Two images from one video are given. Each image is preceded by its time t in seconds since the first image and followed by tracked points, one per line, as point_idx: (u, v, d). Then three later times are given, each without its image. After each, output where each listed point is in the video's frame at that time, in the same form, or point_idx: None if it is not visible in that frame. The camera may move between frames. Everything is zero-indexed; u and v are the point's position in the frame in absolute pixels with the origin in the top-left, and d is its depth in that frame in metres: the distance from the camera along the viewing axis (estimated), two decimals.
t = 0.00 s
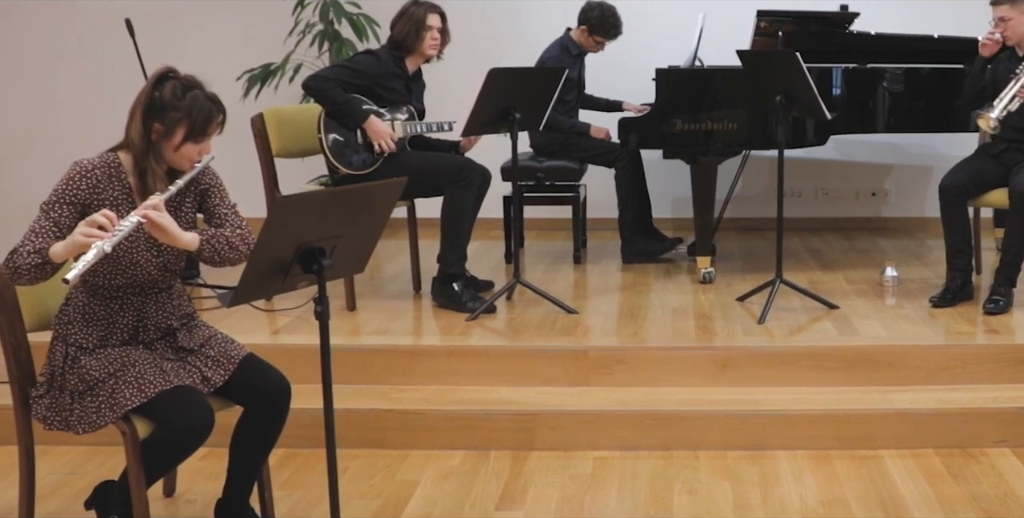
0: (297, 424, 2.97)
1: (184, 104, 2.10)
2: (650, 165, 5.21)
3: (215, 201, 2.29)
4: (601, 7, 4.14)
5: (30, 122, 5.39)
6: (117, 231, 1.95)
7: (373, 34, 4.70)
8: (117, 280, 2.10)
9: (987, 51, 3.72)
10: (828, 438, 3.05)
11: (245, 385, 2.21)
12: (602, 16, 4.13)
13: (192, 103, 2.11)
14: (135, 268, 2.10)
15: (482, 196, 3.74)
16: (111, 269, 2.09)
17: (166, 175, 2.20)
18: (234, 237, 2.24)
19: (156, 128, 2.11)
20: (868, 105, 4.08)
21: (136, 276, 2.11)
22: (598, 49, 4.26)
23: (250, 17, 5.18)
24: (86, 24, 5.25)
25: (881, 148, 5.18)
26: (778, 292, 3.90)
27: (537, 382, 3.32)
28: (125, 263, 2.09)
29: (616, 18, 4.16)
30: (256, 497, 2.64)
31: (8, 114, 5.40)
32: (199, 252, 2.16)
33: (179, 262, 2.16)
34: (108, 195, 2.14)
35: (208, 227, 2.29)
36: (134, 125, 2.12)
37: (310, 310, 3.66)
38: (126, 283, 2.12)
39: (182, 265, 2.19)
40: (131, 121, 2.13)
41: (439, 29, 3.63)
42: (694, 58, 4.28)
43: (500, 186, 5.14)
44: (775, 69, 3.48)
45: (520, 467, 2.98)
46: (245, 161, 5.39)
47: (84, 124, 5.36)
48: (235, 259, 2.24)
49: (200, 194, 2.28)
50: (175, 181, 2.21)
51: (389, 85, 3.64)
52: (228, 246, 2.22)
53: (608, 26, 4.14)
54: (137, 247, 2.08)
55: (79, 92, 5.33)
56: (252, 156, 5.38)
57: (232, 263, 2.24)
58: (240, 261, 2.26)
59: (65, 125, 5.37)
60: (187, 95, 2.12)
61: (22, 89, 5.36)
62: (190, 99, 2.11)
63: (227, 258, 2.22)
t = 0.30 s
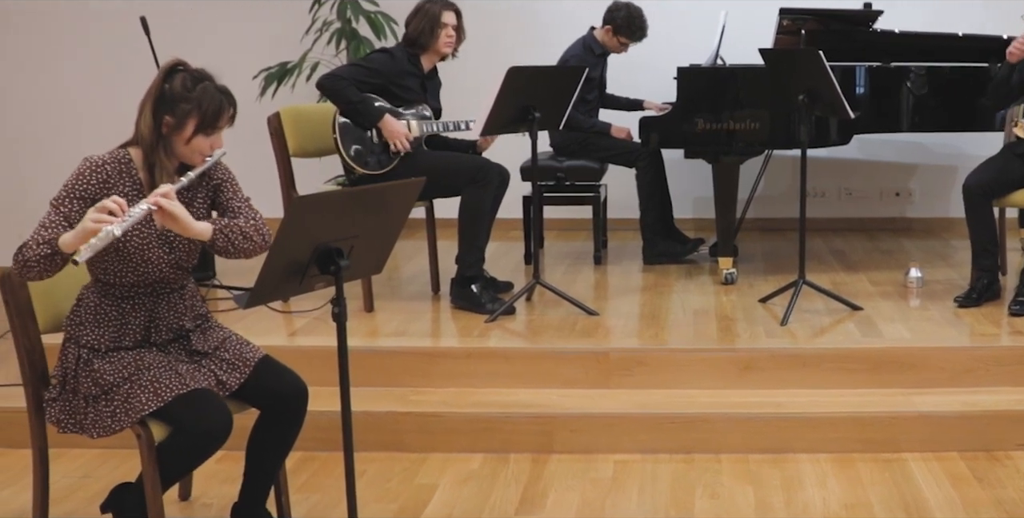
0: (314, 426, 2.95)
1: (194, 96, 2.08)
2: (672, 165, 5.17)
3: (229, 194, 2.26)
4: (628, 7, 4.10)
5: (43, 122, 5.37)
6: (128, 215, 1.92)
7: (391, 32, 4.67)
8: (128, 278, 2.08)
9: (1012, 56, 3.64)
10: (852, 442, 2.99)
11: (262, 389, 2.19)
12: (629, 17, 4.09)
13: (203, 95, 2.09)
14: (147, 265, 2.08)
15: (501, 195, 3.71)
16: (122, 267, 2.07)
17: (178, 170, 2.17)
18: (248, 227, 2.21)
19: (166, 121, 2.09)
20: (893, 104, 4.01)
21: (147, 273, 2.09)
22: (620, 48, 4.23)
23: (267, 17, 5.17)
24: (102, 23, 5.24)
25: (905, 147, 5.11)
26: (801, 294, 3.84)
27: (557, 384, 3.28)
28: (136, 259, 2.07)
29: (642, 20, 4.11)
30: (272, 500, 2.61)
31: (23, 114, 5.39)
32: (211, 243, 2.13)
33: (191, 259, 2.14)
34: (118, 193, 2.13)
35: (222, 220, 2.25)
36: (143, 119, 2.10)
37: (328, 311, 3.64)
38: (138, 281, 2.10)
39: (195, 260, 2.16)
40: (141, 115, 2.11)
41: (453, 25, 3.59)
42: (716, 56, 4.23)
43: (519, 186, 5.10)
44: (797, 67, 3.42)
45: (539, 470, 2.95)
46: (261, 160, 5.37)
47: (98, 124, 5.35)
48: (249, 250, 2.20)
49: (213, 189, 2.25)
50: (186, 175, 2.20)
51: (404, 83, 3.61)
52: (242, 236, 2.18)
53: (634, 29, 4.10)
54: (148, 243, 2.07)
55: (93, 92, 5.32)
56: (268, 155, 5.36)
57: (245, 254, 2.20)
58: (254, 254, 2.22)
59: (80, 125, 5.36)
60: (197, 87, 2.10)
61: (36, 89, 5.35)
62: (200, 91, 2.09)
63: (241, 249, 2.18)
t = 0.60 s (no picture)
0: (324, 429, 2.92)
1: (186, 84, 2.07)
2: (687, 164, 5.12)
3: (227, 185, 2.22)
4: (646, 6, 4.06)
5: (49, 121, 5.36)
6: (118, 191, 1.89)
7: (402, 29, 4.64)
8: (128, 274, 2.06)
9: None
10: (870, 445, 2.94)
11: (272, 392, 2.18)
12: (646, 15, 4.04)
13: (195, 82, 2.08)
14: (146, 260, 2.06)
15: (514, 195, 3.67)
16: (121, 262, 2.05)
17: (175, 161, 2.15)
18: (246, 211, 2.16)
19: (159, 110, 2.08)
20: (911, 103, 3.95)
21: (147, 268, 2.07)
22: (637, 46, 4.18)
23: (278, 15, 5.16)
24: (109, 23, 5.24)
25: (923, 146, 5.05)
26: (818, 295, 3.79)
27: (571, 386, 3.24)
28: (135, 254, 2.05)
29: (659, 18, 4.07)
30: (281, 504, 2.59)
31: (23, 113, 5.36)
32: (208, 224, 2.07)
33: (191, 254, 2.12)
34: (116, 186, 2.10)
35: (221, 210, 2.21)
36: (137, 109, 2.09)
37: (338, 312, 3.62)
38: (138, 277, 2.07)
39: (197, 255, 2.14)
40: (135, 106, 2.10)
41: (469, 23, 3.56)
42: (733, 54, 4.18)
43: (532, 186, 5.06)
44: (813, 65, 3.37)
45: (553, 474, 2.91)
46: (269, 157, 5.36)
47: (104, 122, 5.34)
48: (247, 234, 2.14)
49: (212, 180, 2.22)
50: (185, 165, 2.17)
51: (417, 82, 3.58)
52: (240, 219, 2.13)
53: (649, 27, 4.06)
54: (146, 237, 2.05)
55: (100, 91, 5.31)
56: (277, 152, 5.35)
57: (244, 239, 2.14)
58: (253, 238, 2.16)
59: (86, 124, 5.35)
60: (189, 75, 2.09)
61: (42, 88, 5.33)
62: (192, 78, 2.08)
63: (239, 232, 2.12)
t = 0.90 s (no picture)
0: (328, 433, 2.89)
1: (176, 78, 2.05)
2: (697, 164, 5.08)
3: (222, 191, 2.18)
4: None
5: (50, 121, 5.34)
6: (104, 185, 1.87)
7: (408, 26, 4.61)
8: (124, 275, 2.04)
9: None
10: (883, 448, 2.90)
11: (272, 394, 2.15)
12: (655, 8, 4.00)
13: (185, 76, 2.06)
14: (142, 261, 2.03)
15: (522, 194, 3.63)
16: (116, 263, 2.02)
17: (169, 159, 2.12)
18: (237, 212, 2.13)
19: (149, 107, 2.05)
20: (925, 101, 3.89)
21: (143, 269, 2.04)
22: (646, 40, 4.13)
23: (284, 13, 5.13)
24: (110, 22, 5.22)
25: (937, 145, 4.99)
26: (831, 296, 3.74)
27: (580, 389, 3.20)
28: (129, 255, 2.02)
29: (668, 11, 4.03)
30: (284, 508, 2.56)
31: (23, 113, 5.35)
32: (198, 220, 2.03)
33: (188, 256, 2.10)
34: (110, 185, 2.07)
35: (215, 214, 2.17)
36: (128, 107, 2.07)
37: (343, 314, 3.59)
38: (134, 278, 2.05)
39: (194, 257, 2.12)
40: (127, 103, 2.08)
41: (478, 19, 3.54)
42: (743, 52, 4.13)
43: (540, 186, 5.03)
44: (825, 62, 3.32)
45: (561, 478, 2.87)
46: (273, 157, 5.33)
47: (105, 122, 5.33)
48: (236, 235, 2.11)
49: (207, 183, 2.18)
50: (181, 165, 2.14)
51: (423, 80, 3.54)
52: (230, 219, 2.09)
53: (658, 20, 4.01)
54: (140, 237, 2.02)
55: (101, 90, 5.30)
56: (280, 152, 5.32)
57: (233, 239, 2.10)
58: (242, 239, 2.13)
59: (87, 124, 5.33)
60: (178, 70, 2.07)
61: (42, 88, 5.32)
62: (183, 73, 2.06)
63: (229, 232, 2.09)
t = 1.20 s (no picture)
0: (332, 437, 2.86)
1: (205, 96, 2.01)
2: (707, 163, 5.03)
3: (237, 210, 2.16)
4: None
5: (52, 122, 5.34)
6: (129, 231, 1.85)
7: (413, 23, 4.58)
8: (134, 280, 2.01)
9: None
10: (896, 452, 2.85)
11: (275, 395, 2.12)
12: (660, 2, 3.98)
13: (213, 95, 2.02)
14: (155, 268, 2.01)
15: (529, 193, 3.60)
16: (128, 269, 2.00)
17: (184, 167, 2.10)
18: (252, 248, 2.10)
19: (175, 121, 2.02)
20: (940, 100, 3.84)
21: (154, 276, 2.02)
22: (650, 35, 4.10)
23: (291, 13, 5.11)
24: (110, 21, 5.20)
25: (951, 144, 4.94)
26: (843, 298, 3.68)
27: (588, 392, 3.16)
28: (142, 262, 2.00)
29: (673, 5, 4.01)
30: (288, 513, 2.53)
31: (26, 113, 5.35)
32: (213, 257, 2.02)
33: (200, 265, 2.06)
34: (127, 194, 2.05)
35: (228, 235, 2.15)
36: (153, 117, 2.03)
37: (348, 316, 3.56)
38: (145, 284, 2.02)
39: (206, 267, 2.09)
40: (152, 111, 2.04)
41: (485, 17, 3.51)
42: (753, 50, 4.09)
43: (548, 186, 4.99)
44: (837, 59, 3.28)
45: (569, 482, 2.83)
46: (278, 158, 5.31)
47: (108, 122, 5.31)
48: (249, 271, 2.09)
49: (224, 200, 2.16)
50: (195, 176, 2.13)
51: (429, 78, 3.51)
52: (244, 256, 2.07)
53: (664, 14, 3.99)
54: (155, 246, 2.00)
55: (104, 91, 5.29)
56: (284, 152, 5.30)
57: (244, 275, 2.08)
58: (253, 276, 2.10)
59: (90, 124, 5.32)
60: (208, 87, 2.03)
61: (45, 88, 5.31)
62: (211, 91, 2.02)
63: (240, 268, 2.06)
